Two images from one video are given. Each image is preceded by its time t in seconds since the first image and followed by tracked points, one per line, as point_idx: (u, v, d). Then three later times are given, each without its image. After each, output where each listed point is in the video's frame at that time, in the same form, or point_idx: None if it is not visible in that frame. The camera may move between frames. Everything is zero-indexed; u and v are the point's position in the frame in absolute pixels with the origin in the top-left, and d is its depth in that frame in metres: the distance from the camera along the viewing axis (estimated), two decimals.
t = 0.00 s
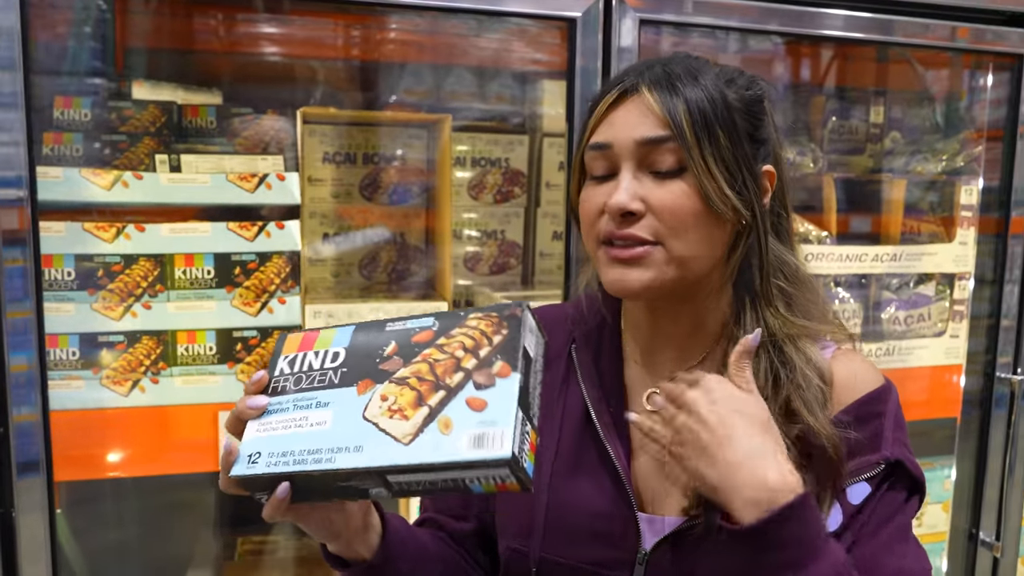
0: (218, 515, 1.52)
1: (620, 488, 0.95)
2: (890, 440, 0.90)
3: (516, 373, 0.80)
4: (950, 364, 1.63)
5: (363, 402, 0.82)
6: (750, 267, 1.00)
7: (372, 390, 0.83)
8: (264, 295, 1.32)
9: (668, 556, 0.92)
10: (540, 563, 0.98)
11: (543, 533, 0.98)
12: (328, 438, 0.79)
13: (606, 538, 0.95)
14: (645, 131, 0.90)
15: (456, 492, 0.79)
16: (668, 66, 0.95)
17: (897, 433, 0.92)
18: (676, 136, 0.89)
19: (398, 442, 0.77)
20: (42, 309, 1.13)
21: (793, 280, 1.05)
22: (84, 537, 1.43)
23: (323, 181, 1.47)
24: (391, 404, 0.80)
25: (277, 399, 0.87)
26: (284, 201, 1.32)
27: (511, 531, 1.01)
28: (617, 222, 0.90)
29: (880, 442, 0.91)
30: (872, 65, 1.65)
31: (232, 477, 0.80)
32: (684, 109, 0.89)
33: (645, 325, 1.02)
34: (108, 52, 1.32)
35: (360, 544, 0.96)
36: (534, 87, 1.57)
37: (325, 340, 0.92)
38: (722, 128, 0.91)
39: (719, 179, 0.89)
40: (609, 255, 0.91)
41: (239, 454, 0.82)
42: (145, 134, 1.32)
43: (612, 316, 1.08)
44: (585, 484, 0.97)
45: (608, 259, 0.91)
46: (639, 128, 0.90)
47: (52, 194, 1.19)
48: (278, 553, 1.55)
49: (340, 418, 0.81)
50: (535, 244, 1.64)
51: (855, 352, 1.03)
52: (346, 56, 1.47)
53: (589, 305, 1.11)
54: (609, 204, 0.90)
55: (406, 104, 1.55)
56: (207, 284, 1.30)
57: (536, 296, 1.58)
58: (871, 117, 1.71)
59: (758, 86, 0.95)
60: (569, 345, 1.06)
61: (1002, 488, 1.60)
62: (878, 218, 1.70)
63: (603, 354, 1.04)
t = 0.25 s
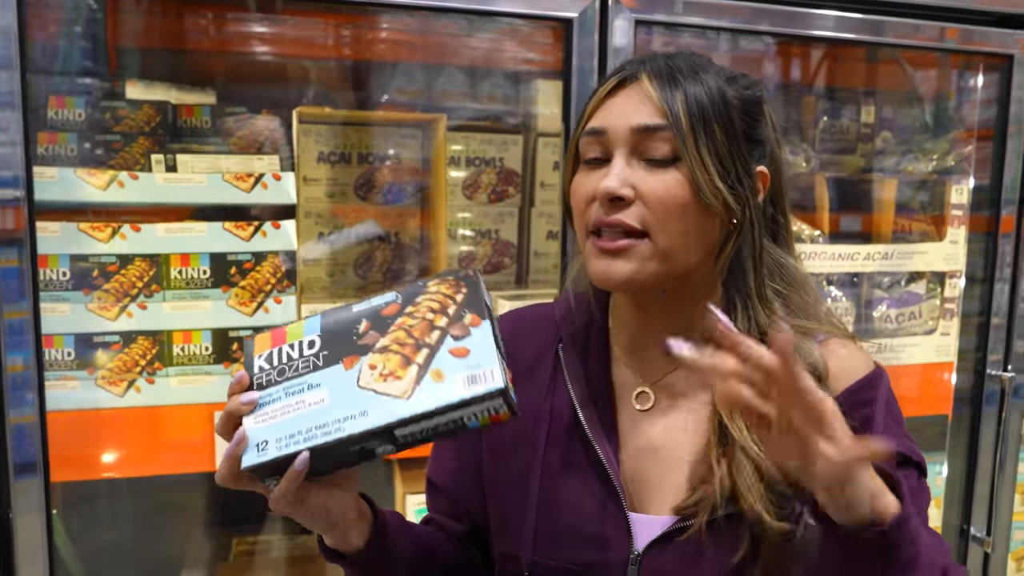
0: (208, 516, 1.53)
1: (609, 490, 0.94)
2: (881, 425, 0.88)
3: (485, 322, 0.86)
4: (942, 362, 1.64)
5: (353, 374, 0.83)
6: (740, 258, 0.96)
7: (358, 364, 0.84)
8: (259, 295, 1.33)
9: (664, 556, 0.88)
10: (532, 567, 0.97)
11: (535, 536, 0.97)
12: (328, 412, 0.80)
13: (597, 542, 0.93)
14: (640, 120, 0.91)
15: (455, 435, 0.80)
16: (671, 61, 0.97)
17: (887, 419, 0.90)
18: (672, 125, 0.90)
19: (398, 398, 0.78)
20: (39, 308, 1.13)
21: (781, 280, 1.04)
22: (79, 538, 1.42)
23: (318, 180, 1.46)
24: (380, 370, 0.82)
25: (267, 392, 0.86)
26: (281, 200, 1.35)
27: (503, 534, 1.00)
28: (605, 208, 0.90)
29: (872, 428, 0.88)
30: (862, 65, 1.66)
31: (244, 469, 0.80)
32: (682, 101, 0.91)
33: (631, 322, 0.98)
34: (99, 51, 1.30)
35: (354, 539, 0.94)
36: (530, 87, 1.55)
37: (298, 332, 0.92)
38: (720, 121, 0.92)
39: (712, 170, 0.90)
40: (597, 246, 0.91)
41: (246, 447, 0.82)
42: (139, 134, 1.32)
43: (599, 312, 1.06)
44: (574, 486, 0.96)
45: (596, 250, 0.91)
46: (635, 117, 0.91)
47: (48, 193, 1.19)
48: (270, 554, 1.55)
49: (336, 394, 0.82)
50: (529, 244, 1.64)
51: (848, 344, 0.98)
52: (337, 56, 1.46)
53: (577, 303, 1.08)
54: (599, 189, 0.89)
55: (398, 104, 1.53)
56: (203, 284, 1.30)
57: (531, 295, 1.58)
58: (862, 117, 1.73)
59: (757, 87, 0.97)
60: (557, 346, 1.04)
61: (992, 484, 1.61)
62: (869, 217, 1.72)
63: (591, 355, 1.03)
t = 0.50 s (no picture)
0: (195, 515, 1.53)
1: (601, 492, 0.91)
2: (873, 435, 0.88)
3: (473, 310, 0.86)
4: (932, 360, 1.66)
5: (345, 361, 0.84)
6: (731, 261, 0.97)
7: (351, 350, 0.85)
8: (254, 294, 1.33)
9: (653, 558, 0.88)
10: (523, 568, 0.94)
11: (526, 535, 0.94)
12: (322, 399, 0.81)
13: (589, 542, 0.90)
14: (631, 120, 0.88)
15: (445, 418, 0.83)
16: (658, 58, 0.93)
17: (882, 426, 0.90)
18: (664, 125, 0.88)
19: (387, 387, 0.80)
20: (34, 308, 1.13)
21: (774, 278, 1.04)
22: (71, 539, 1.40)
23: (313, 180, 1.47)
24: (370, 357, 0.83)
25: (261, 376, 0.86)
26: (277, 199, 1.34)
27: (494, 538, 0.97)
28: (599, 209, 0.88)
29: (863, 437, 0.89)
30: (849, 65, 1.67)
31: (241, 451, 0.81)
32: (672, 102, 0.88)
33: (625, 326, 0.99)
34: (87, 49, 1.27)
35: (347, 523, 0.95)
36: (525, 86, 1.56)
37: (289, 316, 0.90)
38: (710, 120, 0.90)
39: (706, 170, 0.88)
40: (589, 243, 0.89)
41: (244, 426, 0.82)
42: (133, 133, 1.32)
43: (591, 316, 1.05)
44: (567, 489, 0.93)
45: (587, 246, 0.88)
46: (626, 117, 0.89)
47: (41, 194, 1.18)
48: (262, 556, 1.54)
49: (329, 379, 0.83)
50: (522, 244, 1.65)
51: (838, 344, 1.00)
52: (326, 54, 1.44)
53: (568, 306, 1.07)
54: (591, 190, 0.87)
55: (388, 104, 1.54)
56: (197, 284, 1.29)
57: (525, 294, 1.59)
58: (851, 118, 1.74)
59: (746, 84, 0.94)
60: (548, 346, 1.02)
61: (981, 480, 1.63)
62: (861, 216, 1.74)
63: (586, 355, 1.01)
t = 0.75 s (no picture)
0: (190, 518, 1.55)
1: (608, 496, 0.92)
2: (882, 445, 0.89)
3: (455, 314, 0.86)
4: (929, 360, 1.68)
5: (330, 379, 0.84)
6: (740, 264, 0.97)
7: (334, 367, 0.84)
8: (255, 294, 1.33)
9: (659, 562, 0.88)
10: (529, 570, 0.94)
11: (531, 538, 0.94)
12: (315, 419, 0.81)
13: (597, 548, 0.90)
14: (631, 124, 0.88)
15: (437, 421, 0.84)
16: (660, 64, 0.93)
17: (891, 435, 0.90)
18: (664, 130, 0.87)
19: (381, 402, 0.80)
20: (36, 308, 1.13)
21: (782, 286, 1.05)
22: (71, 540, 1.39)
23: (313, 180, 1.47)
24: (357, 371, 0.83)
25: (246, 405, 0.84)
26: (278, 200, 1.34)
27: (500, 541, 0.97)
28: (599, 216, 0.88)
29: (872, 447, 0.89)
30: (842, 68, 1.67)
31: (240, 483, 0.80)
32: (673, 106, 0.87)
33: (632, 331, 0.99)
34: (80, 47, 1.23)
35: (346, 539, 0.94)
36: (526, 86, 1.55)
37: (263, 339, 0.89)
38: (712, 125, 0.89)
39: (705, 173, 0.87)
40: (592, 253, 0.89)
41: (238, 456, 0.80)
42: (133, 133, 1.32)
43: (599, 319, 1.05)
44: (573, 492, 0.93)
45: (591, 257, 0.88)
46: (626, 121, 0.88)
47: (42, 194, 1.17)
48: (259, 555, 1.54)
49: (317, 399, 0.82)
50: (521, 244, 1.65)
51: (847, 351, 1.00)
52: (320, 55, 1.42)
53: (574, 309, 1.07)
54: (591, 198, 0.87)
55: (383, 104, 1.54)
56: (198, 284, 1.29)
57: (524, 294, 1.60)
58: (849, 120, 1.77)
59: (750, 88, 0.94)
60: (555, 348, 1.02)
61: (979, 480, 1.64)
62: (859, 219, 1.75)
63: (593, 358, 1.01)
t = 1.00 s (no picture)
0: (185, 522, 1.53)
1: (617, 502, 0.92)
2: (895, 456, 0.88)
3: (432, 298, 0.90)
4: (928, 362, 1.69)
5: (324, 373, 0.84)
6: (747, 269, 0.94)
7: (326, 362, 0.85)
8: (257, 297, 1.33)
9: (666, 569, 0.88)
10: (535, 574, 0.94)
11: (538, 542, 0.94)
12: (318, 413, 0.82)
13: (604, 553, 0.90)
14: (631, 133, 0.85)
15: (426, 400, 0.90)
16: (662, 67, 0.90)
17: (904, 447, 0.90)
18: (662, 138, 0.84)
19: (382, 387, 0.84)
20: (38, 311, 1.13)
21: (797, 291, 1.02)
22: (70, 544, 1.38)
23: (313, 183, 1.47)
24: (351, 362, 0.85)
25: (244, 410, 0.81)
26: (279, 203, 1.34)
27: (508, 545, 0.97)
28: (601, 228, 0.86)
29: (884, 458, 0.89)
30: (837, 71, 1.66)
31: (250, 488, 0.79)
32: (672, 113, 0.84)
33: (641, 338, 0.98)
34: (76, 48, 1.20)
35: (342, 543, 0.94)
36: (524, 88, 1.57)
37: (240, 343, 0.84)
38: (716, 132, 0.86)
39: (706, 181, 0.84)
40: (602, 278, 0.88)
41: (245, 461, 0.78)
42: (133, 135, 1.31)
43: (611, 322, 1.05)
44: (582, 498, 0.93)
45: (601, 282, 0.88)
46: (625, 130, 0.86)
47: (43, 197, 1.15)
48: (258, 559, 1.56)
49: (315, 394, 0.83)
50: (520, 246, 1.65)
51: (861, 360, 0.98)
52: (314, 57, 1.43)
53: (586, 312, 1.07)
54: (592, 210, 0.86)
55: (379, 106, 1.53)
56: (199, 287, 1.29)
57: (524, 296, 1.60)
58: (848, 122, 1.76)
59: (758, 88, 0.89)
60: (567, 351, 1.02)
61: (978, 480, 1.65)
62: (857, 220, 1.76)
63: (603, 362, 1.00)
